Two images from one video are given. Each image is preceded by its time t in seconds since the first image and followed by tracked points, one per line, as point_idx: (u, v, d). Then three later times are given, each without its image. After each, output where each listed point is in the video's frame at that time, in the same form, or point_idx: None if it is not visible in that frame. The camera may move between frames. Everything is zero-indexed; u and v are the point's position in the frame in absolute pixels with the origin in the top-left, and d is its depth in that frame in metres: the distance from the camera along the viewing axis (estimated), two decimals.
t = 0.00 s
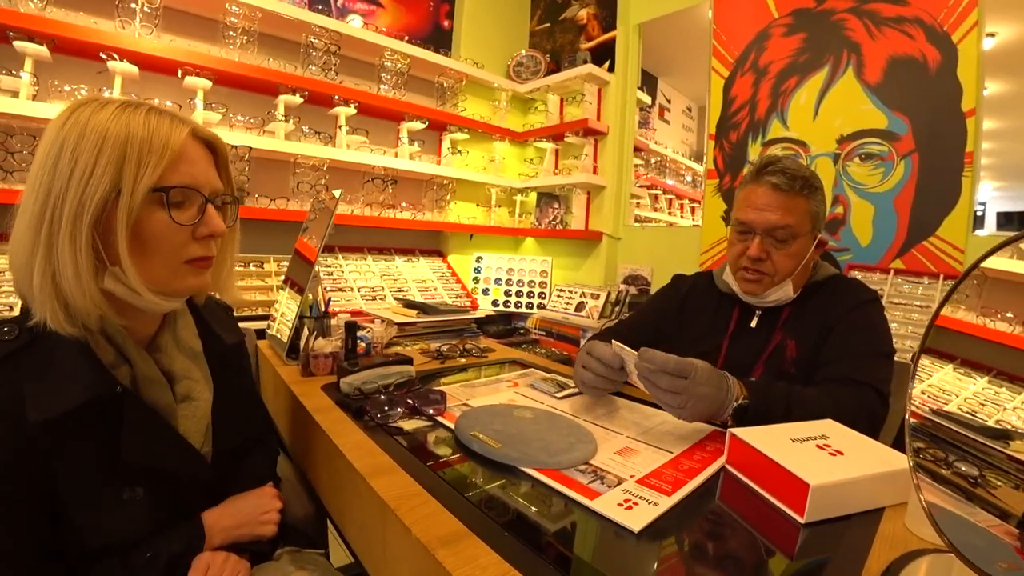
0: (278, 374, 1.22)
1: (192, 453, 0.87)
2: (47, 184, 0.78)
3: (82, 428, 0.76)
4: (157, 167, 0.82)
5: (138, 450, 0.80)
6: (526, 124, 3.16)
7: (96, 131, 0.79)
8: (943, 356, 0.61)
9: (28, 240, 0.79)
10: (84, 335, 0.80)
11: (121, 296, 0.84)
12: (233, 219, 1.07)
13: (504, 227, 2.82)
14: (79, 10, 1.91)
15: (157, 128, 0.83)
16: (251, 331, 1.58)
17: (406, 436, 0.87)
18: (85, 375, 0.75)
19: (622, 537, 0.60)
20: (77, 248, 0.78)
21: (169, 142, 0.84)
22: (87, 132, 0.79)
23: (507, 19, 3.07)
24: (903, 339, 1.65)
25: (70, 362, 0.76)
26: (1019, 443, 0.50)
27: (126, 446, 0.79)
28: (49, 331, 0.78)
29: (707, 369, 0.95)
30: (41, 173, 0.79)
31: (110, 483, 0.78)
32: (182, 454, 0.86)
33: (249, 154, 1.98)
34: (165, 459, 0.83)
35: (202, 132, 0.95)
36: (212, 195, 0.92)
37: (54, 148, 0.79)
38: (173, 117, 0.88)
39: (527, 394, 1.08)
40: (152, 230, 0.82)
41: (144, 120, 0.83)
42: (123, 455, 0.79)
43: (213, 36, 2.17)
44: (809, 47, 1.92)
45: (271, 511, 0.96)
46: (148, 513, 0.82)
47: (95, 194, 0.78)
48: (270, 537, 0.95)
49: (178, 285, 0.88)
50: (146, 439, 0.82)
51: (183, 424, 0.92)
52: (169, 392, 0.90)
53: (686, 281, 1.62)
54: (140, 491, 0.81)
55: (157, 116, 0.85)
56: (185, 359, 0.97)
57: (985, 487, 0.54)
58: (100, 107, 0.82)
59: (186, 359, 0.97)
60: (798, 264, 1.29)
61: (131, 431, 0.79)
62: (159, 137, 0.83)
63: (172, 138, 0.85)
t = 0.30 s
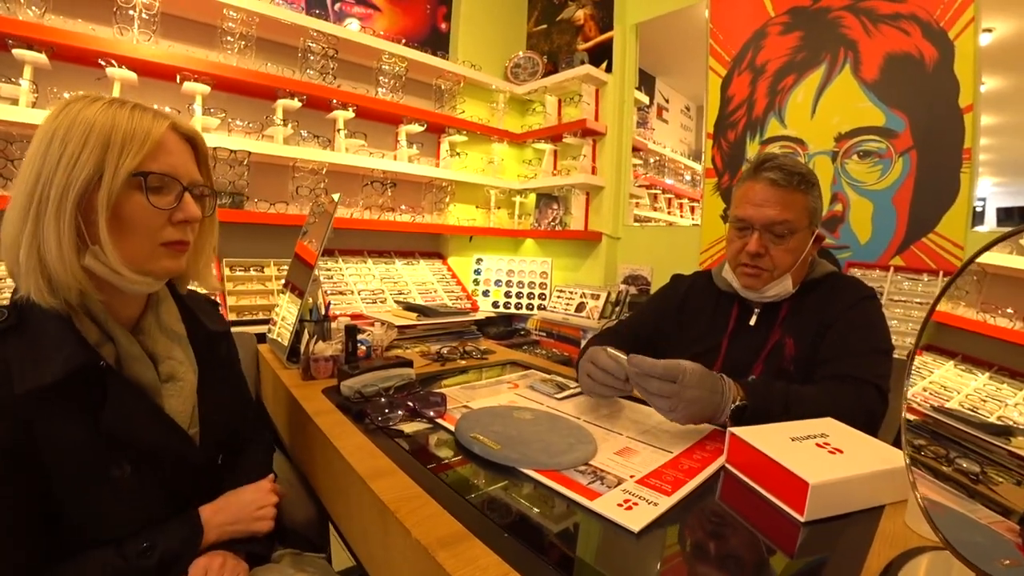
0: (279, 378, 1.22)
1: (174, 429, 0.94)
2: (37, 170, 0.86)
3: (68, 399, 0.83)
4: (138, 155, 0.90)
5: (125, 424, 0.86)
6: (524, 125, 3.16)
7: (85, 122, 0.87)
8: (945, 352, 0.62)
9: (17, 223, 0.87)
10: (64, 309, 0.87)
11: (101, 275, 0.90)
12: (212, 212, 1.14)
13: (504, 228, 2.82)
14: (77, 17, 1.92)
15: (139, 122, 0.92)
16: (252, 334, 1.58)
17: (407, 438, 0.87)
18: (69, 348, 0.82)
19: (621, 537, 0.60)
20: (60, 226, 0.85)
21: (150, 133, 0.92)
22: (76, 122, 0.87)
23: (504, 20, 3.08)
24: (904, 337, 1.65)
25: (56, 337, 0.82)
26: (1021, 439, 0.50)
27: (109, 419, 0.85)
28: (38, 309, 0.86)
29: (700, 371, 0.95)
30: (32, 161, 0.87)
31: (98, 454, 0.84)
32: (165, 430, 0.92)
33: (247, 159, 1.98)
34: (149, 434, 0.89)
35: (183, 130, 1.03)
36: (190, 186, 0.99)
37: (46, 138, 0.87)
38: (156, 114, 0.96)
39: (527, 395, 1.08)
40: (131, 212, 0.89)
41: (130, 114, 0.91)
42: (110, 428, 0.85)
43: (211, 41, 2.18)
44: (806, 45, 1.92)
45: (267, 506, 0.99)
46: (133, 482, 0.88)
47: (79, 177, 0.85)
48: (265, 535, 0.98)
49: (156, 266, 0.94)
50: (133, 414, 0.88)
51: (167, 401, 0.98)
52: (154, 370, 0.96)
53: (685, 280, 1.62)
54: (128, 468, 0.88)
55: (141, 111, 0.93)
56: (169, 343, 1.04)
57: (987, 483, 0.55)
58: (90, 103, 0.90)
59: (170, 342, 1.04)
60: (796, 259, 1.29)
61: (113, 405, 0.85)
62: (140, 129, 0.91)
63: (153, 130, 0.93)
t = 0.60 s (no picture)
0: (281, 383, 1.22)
1: (157, 409, 0.95)
2: (34, 172, 0.90)
3: (50, 384, 0.84)
4: (130, 162, 0.93)
5: (108, 404, 0.87)
6: (525, 128, 3.16)
7: (83, 129, 0.91)
8: (947, 352, 0.62)
9: (11, 219, 0.90)
10: (51, 298, 0.90)
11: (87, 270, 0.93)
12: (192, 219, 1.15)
13: (505, 231, 2.82)
14: (80, 24, 1.93)
15: (132, 134, 0.95)
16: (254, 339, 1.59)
17: (410, 443, 0.87)
18: (53, 331, 0.84)
19: (624, 540, 0.60)
20: (52, 223, 0.88)
21: (143, 144, 0.96)
22: (74, 131, 0.91)
23: (504, 24, 3.09)
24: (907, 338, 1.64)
25: (39, 323, 0.85)
26: None
27: (93, 402, 0.86)
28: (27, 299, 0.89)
29: (708, 372, 0.95)
30: (30, 163, 0.90)
31: (82, 437, 0.85)
32: (149, 410, 0.93)
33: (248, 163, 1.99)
34: (133, 413, 0.91)
35: (175, 143, 1.07)
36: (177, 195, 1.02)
37: (44, 143, 0.91)
38: (151, 127, 1.00)
39: (530, 398, 1.08)
40: (118, 214, 0.93)
41: (126, 126, 0.95)
42: (93, 411, 0.87)
43: (212, 47, 2.19)
44: (806, 47, 1.93)
45: (256, 503, 1.00)
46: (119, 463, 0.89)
47: (73, 179, 0.89)
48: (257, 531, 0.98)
49: (140, 266, 0.97)
50: (116, 395, 0.89)
51: (151, 385, 0.98)
52: (136, 356, 0.96)
53: (687, 282, 1.62)
54: (112, 448, 0.88)
55: (137, 124, 0.97)
56: (150, 331, 1.04)
57: (991, 484, 0.54)
58: (89, 113, 0.94)
59: (151, 331, 1.04)
60: (799, 254, 1.30)
61: (95, 387, 0.86)
62: (133, 139, 0.95)
63: (144, 141, 0.96)
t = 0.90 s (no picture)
0: (284, 387, 1.22)
1: (148, 407, 0.95)
2: (33, 185, 0.90)
3: (41, 383, 0.85)
4: (128, 178, 0.94)
5: (98, 400, 0.88)
6: (527, 132, 3.17)
7: (83, 147, 0.92)
8: (944, 354, 0.62)
9: (10, 228, 0.90)
10: (45, 302, 0.90)
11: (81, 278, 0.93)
12: (184, 230, 1.16)
13: (506, 235, 2.83)
14: (84, 28, 1.94)
15: (130, 151, 0.96)
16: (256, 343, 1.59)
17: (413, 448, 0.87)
18: (46, 329, 0.85)
19: (629, 546, 0.60)
20: (51, 233, 0.89)
21: (140, 161, 0.96)
22: (76, 148, 0.91)
23: (506, 28, 3.10)
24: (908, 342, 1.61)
25: (32, 323, 0.86)
26: None
27: (83, 399, 0.86)
28: (24, 303, 0.89)
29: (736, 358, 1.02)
30: (28, 176, 0.91)
31: (72, 433, 0.86)
32: (139, 407, 0.93)
33: (250, 167, 1.99)
34: (125, 411, 0.91)
35: (171, 159, 1.07)
36: (170, 210, 1.03)
37: (44, 157, 0.91)
38: (147, 144, 1.01)
39: (534, 403, 1.08)
40: (114, 228, 0.93)
41: (123, 144, 0.96)
42: (85, 409, 0.87)
43: (215, 51, 2.20)
44: (807, 51, 1.93)
45: (245, 501, 0.99)
46: (110, 462, 0.90)
47: (72, 193, 0.89)
48: (241, 534, 0.96)
49: (132, 277, 0.97)
50: (107, 393, 0.89)
51: (141, 383, 0.98)
52: (125, 354, 0.96)
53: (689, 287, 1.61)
54: (102, 443, 0.88)
55: (134, 142, 0.98)
56: (138, 328, 1.04)
57: (994, 488, 0.54)
58: (88, 130, 0.95)
59: (139, 329, 1.04)
60: (808, 257, 1.31)
61: (84, 383, 0.87)
62: (132, 157, 0.95)
63: (141, 160, 0.97)
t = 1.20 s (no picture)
0: (300, 400, 1.24)
1: (165, 423, 0.97)
2: (56, 214, 0.93)
3: (64, 401, 0.87)
4: (142, 203, 0.96)
5: (118, 417, 0.90)
6: (536, 139, 3.18)
7: (99, 176, 0.94)
8: (957, 362, 0.62)
9: (36, 255, 0.93)
10: (70, 323, 0.93)
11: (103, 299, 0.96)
12: (202, 248, 1.18)
13: (517, 242, 2.84)
14: (101, 45, 1.98)
15: (144, 176, 0.98)
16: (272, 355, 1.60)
17: (431, 462, 0.87)
18: (71, 348, 0.88)
19: (648, 560, 0.60)
20: (74, 258, 0.91)
21: (153, 186, 0.98)
22: (93, 176, 0.94)
23: (514, 36, 3.12)
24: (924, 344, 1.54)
25: (57, 343, 0.89)
26: None
27: (101, 414, 0.88)
28: (49, 325, 0.92)
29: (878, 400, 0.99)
30: (50, 205, 0.93)
31: (93, 450, 0.87)
32: (157, 424, 0.95)
33: (263, 179, 2.02)
34: (144, 428, 0.93)
35: (184, 181, 1.09)
36: (185, 230, 1.05)
37: (65, 187, 0.94)
38: (158, 168, 1.02)
39: (549, 415, 1.09)
40: (132, 252, 0.95)
41: (138, 171, 0.98)
42: (106, 426, 0.90)
43: (228, 65, 2.23)
44: (816, 55, 1.93)
45: (263, 539, 0.98)
46: (128, 478, 0.91)
47: (92, 220, 0.92)
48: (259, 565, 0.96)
49: (151, 296, 0.99)
50: (126, 409, 0.91)
51: (160, 401, 1.00)
52: (144, 372, 0.98)
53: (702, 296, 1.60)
54: (121, 458, 0.90)
55: (148, 168, 1.00)
56: (158, 349, 1.06)
57: (1016, 497, 0.53)
58: (105, 159, 0.97)
59: (159, 350, 1.06)
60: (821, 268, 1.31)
61: (103, 401, 0.89)
62: (146, 183, 0.97)
63: (154, 185, 0.99)
